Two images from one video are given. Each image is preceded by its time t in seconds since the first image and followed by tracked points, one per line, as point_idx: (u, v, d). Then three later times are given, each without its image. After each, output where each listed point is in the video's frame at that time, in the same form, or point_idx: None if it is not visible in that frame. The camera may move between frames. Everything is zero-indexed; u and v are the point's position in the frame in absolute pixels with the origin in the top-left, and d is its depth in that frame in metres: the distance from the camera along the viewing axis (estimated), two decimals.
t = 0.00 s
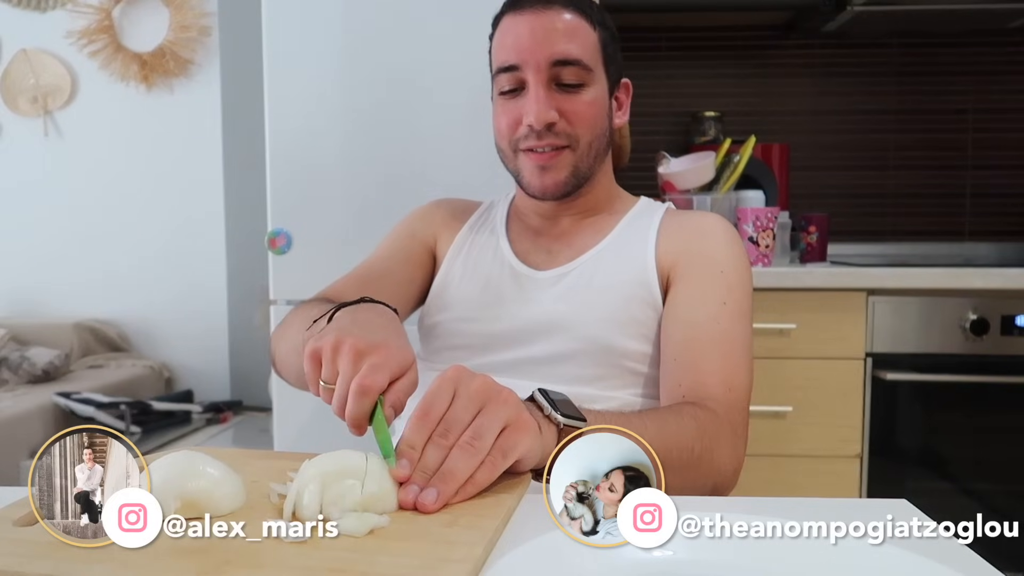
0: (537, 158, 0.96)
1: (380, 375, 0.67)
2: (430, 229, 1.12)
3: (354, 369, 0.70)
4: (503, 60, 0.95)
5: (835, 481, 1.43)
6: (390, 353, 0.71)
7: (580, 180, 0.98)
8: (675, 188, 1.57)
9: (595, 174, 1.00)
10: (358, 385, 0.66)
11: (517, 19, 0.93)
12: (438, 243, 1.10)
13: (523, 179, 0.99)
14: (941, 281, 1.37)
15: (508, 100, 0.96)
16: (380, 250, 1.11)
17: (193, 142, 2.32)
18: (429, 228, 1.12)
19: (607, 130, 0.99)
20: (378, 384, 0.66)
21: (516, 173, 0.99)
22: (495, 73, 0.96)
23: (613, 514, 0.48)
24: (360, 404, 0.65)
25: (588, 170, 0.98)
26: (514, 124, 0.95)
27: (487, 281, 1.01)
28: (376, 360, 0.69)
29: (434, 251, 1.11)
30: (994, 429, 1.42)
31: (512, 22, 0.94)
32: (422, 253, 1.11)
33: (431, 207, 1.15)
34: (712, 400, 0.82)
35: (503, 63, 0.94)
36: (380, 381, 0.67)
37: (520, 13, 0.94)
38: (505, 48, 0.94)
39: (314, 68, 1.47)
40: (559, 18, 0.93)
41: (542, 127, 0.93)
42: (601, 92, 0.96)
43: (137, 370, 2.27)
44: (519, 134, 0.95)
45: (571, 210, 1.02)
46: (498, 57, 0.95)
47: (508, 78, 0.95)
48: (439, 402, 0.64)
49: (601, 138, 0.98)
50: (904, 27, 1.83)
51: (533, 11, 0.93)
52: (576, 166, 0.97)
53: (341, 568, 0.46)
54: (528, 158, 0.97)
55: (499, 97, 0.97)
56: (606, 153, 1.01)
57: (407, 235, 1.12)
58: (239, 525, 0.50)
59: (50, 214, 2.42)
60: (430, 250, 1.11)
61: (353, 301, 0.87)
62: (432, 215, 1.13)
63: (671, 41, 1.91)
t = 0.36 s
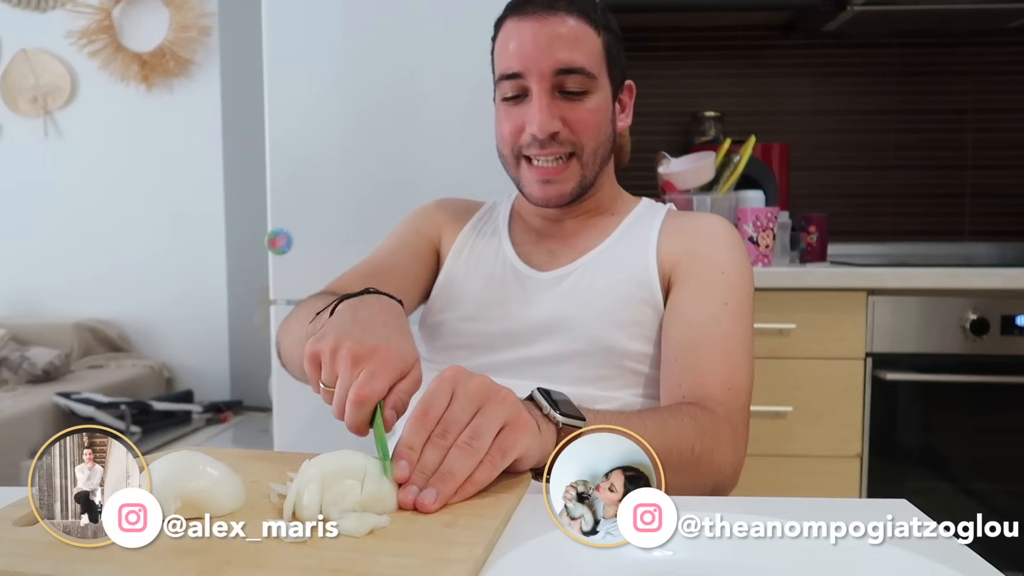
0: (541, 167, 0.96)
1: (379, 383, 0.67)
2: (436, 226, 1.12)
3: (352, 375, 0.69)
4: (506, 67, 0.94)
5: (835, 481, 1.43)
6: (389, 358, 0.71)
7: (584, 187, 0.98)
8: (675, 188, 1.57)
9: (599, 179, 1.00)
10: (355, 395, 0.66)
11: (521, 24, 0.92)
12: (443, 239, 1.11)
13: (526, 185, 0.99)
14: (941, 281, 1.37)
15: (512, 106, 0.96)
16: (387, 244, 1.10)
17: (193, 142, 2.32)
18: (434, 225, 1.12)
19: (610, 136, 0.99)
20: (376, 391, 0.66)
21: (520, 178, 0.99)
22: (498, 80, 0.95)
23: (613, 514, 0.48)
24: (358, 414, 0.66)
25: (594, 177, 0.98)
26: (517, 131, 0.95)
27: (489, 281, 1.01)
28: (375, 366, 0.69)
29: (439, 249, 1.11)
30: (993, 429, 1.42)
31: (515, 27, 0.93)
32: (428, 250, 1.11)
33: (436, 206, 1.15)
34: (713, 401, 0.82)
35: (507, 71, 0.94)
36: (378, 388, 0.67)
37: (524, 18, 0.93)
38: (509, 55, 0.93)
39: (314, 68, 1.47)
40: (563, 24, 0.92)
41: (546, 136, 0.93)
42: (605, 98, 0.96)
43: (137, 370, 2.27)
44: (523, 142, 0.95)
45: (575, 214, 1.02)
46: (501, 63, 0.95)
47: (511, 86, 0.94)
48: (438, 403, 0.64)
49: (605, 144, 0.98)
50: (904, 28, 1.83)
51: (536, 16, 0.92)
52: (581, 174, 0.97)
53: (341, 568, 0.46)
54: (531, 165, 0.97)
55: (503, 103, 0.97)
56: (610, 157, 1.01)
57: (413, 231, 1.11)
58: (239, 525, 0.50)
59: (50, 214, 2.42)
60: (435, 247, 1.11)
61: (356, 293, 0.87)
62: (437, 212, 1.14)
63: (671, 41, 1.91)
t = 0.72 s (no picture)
0: (540, 172, 0.96)
1: (385, 381, 0.67)
2: (442, 220, 1.12)
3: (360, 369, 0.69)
4: (501, 75, 0.93)
5: (835, 481, 1.43)
6: (398, 354, 0.70)
7: (584, 190, 0.98)
8: (675, 188, 1.57)
9: (599, 180, 1.00)
10: (362, 392, 0.66)
11: (515, 32, 0.92)
12: (450, 233, 1.11)
13: (526, 190, 0.99)
14: (942, 281, 1.37)
15: (509, 114, 0.95)
16: (395, 233, 1.10)
17: (193, 141, 2.32)
18: (441, 220, 1.12)
19: (609, 138, 0.98)
20: (384, 390, 0.66)
21: (520, 184, 0.99)
22: (494, 87, 0.95)
23: (613, 514, 0.48)
24: (363, 412, 0.65)
25: (593, 179, 0.98)
26: (516, 139, 0.95)
27: (491, 280, 1.01)
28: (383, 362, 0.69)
29: (444, 244, 1.11)
30: (994, 428, 1.42)
31: (509, 35, 0.92)
32: (433, 244, 1.10)
33: (442, 202, 1.15)
34: (713, 400, 0.82)
35: (502, 79, 0.93)
36: (386, 387, 0.66)
37: (517, 26, 0.93)
38: (503, 63, 0.93)
39: (314, 68, 1.47)
40: (557, 30, 0.91)
41: (544, 144, 0.93)
42: (602, 101, 0.96)
43: (137, 370, 2.27)
44: (521, 149, 0.95)
45: (576, 215, 1.01)
46: (497, 71, 0.94)
47: (507, 93, 0.94)
48: (439, 403, 0.64)
49: (603, 147, 0.97)
50: (904, 28, 1.83)
51: (529, 23, 0.92)
52: (581, 179, 0.97)
53: (341, 568, 0.46)
54: (531, 171, 0.97)
55: (500, 111, 0.96)
56: (610, 158, 1.01)
57: (419, 224, 1.11)
58: (239, 525, 0.50)
59: (50, 214, 2.42)
60: (440, 242, 1.11)
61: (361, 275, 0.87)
62: (442, 208, 1.14)
63: (671, 41, 1.91)
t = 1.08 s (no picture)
0: (540, 171, 0.96)
1: (374, 408, 0.67)
2: (444, 218, 1.12)
3: (348, 397, 0.70)
4: (500, 74, 0.94)
5: (835, 481, 1.43)
6: (385, 377, 0.71)
7: (583, 188, 0.98)
8: (675, 188, 1.57)
9: (598, 178, 1.00)
10: (351, 421, 0.66)
11: (512, 31, 0.92)
12: (452, 231, 1.11)
13: (526, 190, 0.98)
14: (941, 282, 1.37)
15: (507, 113, 0.95)
16: (395, 233, 1.10)
17: (193, 141, 2.32)
18: (442, 219, 1.12)
19: (608, 135, 0.98)
20: (371, 418, 0.66)
21: (519, 183, 0.99)
22: (492, 88, 0.95)
23: (613, 514, 0.48)
24: (354, 440, 0.66)
25: (592, 176, 0.98)
26: (514, 137, 0.95)
27: (491, 279, 1.01)
28: (370, 387, 0.69)
29: (445, 243, 1.11)
30: (994, 428, 1.42)
31: (507, 35, 0.93)
32: (435, 243, 1.10)
33: (443, 202, 1.15)
34: (713, 397, 0.82)
35: (499, 78, 0.94)
36: (375, 414, 0.67)
37: (514, 26, 0.93)
38: (501, 63, 0.93)
39: (314, 68, 1.47)
40: (554, 29, 0.92)
41: (542, 142, 0.93)
42: (599, 99, 0.95)
43: (137, 370, 2.27)
44: (519, 148, 0.94)
45: (575, 216, 1.01)
46: (495, 71, 0.94)
47: (505, 93, 0.94)
48: (437, 403, 0.63)
49: (601, 145, 0.97)
50: (904, 27, 1.84)
51: (525, 23, 0.92)
52: (579, 177, 0.97)
53: (340, 569, 0.46)
54: (530, 169, 0.97)
55: (498, 111, 0.96)
56: (609, 156, 1.01)
57: (420, 223, 1.11)
58: (239, 525, 0.50)
59: (49, 213, 2.42)
60: (441, 241, 1.11)
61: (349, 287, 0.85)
62: (445, 207, 1.14)
63: (671, 41, 1.91)
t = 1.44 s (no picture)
0: (536, 166, 0.96)
1: (363, 395, 0.67)
2: (442, 220, 1.12)
3: (338, 385, 0.71)
4: (496, 71, 0.94)
5: (834, 481, 1.43)
6: (373, 363, 0.71)
7: (579, 183, 0.98)
8: (675, 188, 1.57)
9: (595, 175, 1.00)
10: (343, 406, 0.66)
11: (508, 29, 0.93)
12: (449, 234, 1.10)
13: (522, 184, 0.99)
14: (941, 282, 1.37)
15: (504, 110, 0.96)
16: (392, 233, 1.10)
17: (193, 141, 2.32)
18: (439, 220, 1.12)
19: (604, 131, 0.98)
20: (362, 402, 0.66)
21: (516, 179, 0.99)
22: (489, 84, 0.96)
23: (613, 514, 0.48)
24: (345, 426, 0.66)
25: (588, 171, 0.98)
26: (510, 133, 0.95)
27: (490, 278, 1.01)
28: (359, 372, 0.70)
29: (442, 244, 1.11)
30: (994, 428, 1.42)
31: (503, 32, 0.93)
32: (431, 244, 1.10)
33: (441, 203, 1.15)
34: (708, 394, 0.82)
35: (496, 75, 0.94)
36: (366, 398, 0.67)
37: (510, 24, 0.94)
38: (497, 60, 0.94)
39: (314, 68, 1.47)
40: (549, 27, 0.92)
41: (537, 135, 0.93)
42: (595, 96, 0.96)
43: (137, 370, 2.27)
44: (515, 143, 0.95)
45: (569, 214, 1.01)
46: (491, 68, 0.95)
47: (501, 89, 0.95)
48: (438, 403, 0.63)
49: (598, 140, 0.97)
50: (904, 27, 1.83)
51: (521, 21, 0.93)
52: (575, 171, 0.97)
53: (340, 569, 0.46)
54: (525, 164, 0.97)
55: (495, 108, 0.97)
56: (605, 153, 1.01)
57: (417, 224, 1.11)
58: (239, 525, 0.50)
59: (49, 214, 2.42)
60: (438, 241, 1.11)
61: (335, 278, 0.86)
62: (445, 207, 1.14)
63: (671, 41, 1.91)
